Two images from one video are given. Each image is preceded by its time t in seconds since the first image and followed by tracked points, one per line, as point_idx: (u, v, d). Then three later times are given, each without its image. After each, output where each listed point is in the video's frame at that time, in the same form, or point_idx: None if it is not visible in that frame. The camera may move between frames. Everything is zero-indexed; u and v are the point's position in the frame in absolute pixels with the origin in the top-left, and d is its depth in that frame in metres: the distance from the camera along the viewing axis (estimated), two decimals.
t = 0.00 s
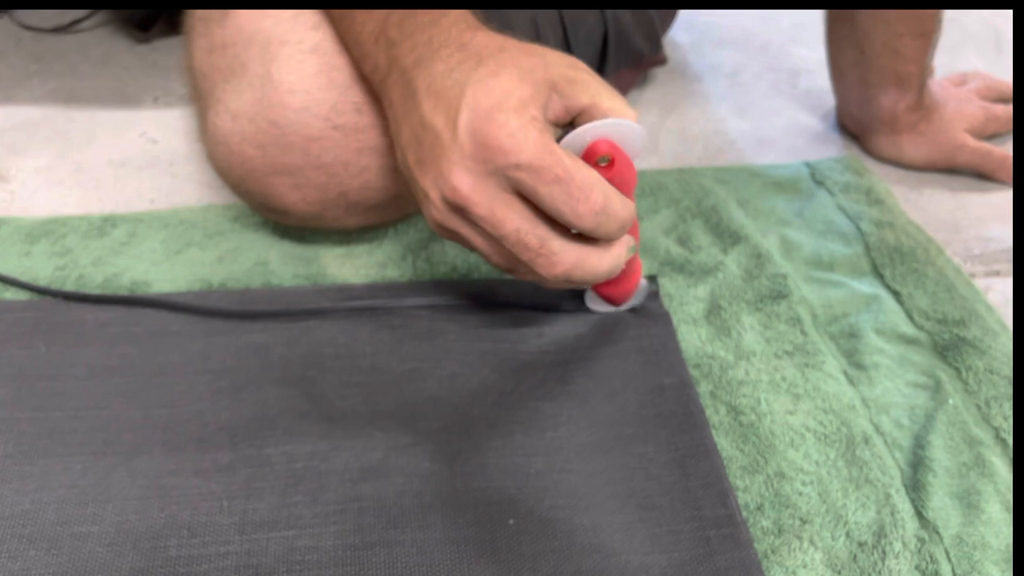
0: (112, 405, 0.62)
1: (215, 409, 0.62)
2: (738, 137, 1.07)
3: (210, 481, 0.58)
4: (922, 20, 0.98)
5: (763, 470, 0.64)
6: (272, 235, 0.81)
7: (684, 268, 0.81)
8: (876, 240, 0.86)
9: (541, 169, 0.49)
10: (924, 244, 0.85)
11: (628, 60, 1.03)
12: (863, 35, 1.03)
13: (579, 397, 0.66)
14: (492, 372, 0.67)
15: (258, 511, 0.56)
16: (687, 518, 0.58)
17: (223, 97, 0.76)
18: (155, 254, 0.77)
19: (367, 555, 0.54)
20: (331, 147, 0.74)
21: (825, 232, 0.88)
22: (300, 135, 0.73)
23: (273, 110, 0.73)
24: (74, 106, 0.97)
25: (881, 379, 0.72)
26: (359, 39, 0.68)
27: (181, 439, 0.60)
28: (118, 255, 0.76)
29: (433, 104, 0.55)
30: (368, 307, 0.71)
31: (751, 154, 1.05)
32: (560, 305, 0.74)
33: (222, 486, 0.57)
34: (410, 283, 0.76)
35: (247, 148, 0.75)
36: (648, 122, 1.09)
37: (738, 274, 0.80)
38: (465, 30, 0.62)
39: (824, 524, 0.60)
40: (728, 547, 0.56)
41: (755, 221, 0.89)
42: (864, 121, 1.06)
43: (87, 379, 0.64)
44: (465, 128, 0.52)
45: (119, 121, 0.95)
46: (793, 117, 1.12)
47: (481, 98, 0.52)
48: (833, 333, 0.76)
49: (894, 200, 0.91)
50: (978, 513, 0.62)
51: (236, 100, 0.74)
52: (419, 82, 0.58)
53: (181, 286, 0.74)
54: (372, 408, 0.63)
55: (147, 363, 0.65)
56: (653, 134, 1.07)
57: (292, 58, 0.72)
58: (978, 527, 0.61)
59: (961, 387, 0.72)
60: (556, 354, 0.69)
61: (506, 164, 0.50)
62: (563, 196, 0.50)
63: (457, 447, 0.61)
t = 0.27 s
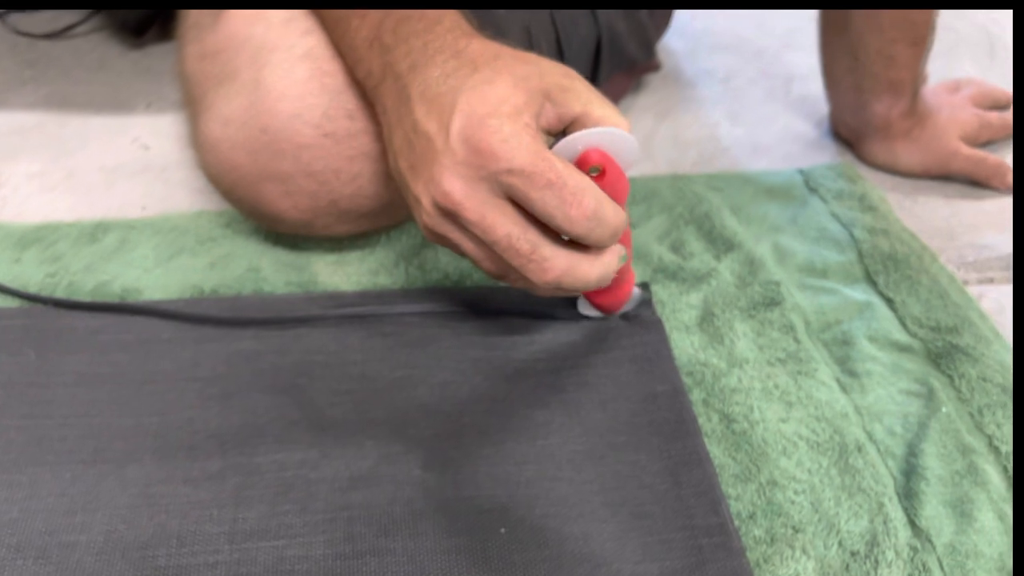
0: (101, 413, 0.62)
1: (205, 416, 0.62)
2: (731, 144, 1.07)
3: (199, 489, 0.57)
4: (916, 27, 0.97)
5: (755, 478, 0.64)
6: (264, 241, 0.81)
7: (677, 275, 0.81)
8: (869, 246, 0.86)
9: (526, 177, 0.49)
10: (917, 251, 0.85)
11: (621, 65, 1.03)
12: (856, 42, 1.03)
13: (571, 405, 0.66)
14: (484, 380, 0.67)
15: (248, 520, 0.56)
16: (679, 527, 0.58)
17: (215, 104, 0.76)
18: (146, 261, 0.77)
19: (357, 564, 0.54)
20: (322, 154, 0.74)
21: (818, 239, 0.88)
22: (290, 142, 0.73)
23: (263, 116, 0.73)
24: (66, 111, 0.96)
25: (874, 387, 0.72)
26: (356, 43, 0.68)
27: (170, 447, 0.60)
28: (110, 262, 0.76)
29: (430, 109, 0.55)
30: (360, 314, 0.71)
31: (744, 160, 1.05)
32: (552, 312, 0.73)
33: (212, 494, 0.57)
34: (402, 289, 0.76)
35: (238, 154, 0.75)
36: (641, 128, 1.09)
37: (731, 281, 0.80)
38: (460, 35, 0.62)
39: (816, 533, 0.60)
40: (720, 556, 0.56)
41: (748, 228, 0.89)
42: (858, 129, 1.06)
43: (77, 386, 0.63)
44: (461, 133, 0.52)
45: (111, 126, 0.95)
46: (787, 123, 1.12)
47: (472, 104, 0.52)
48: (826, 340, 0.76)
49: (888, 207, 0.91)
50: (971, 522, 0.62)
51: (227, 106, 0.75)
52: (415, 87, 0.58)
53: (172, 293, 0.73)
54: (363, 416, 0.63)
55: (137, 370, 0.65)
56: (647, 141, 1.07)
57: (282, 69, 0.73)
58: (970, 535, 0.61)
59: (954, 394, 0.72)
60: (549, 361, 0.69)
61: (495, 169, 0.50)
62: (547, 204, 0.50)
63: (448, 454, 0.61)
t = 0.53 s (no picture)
0: (93, 420, 0.61)
1: (197, 424, 0.61)
2: (727, 149, 1.07)
3: (191, 498, 0.57)
4: (912, 27, 0.98)
5: (751, 486, 0.63)
6: (257, 247, 0.80)
7: (672, 281, 0.81)
8: (865, 252, 0.86)
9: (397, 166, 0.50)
10: (913, 257, 0.85)
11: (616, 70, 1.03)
12: (852, 43, 1.02)
13: (566, 412, 0.65)
14: (478, 387, 0.67)
15: (240, 530, 0.55)
16: (675, 536, 0.57)
17: (206, 109, 0.76)
18: (139, 267, 0.76)
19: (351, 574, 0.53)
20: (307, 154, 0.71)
21: (814, 245, 0.88)
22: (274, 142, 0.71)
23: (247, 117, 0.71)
24: (59, 116, 0.96)
25: (870, 394, 0.72)
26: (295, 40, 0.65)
27: (162, 455, 0.59)
28: (102, 268, 0.76)
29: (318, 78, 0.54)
30: (354, 320, 0.71)
31: (740, 166, 1.05)
32: (547, 318, 0.73)
33: (204, 503, 0.57)
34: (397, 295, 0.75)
35: (228, 158, 0.74)
36: (637, 133, 1.09)
37: (727, 288, 0.80)
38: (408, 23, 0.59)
39: (812, 542, 0.60)
40: (716, 566, 0.56)
41: (744, 234, 0.89)
42: (854, 133, 1.05)
43: (68, 394, 0.63)
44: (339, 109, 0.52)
45: (104, 132, 0.95)
46: (782, 128, 1.12)
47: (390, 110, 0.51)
48: (822, 347, 0.76)
49: (884, 213, 0.91)
50: (968, 530, 0.62)
51: (217, 110, 0.74)
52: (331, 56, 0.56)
53: (165, 299, 0.73)
54: (357, 424, 0.63)
55: (129, 377, 0.64)
56: (642, 146, 1.07)
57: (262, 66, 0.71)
58: (967, 544, 0.61)
59: (951, 401, 0.72)
60: (544, 368, 0.69)
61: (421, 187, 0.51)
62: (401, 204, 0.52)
63: (442, 463, 0.61)
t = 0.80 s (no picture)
0: (83, 425, 0.61)
1: (188, 428, 0.61)
2: (722, 151, 1.07)
3: (181, 503, 0.56)
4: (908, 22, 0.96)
5: (745, 490, 0.63)
6: (250, 250, 0.80)
7: (667, 284, 0.81)
8: (860, 255, 0.86)
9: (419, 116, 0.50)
10: (908, 259, 0.84)
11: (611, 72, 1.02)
12: (847, 39, 0.99)
13: (560, 416, 0.65)
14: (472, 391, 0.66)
15: (231, 535, 0.55)
16: (669, 541, 0.57)
17: (196, 108, 0.74)
18: (131, 270, 0.76)
19: None
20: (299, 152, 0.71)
21: (809, 247, 0.88)
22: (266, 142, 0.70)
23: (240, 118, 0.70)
24: (52, 119, 0.96)
25: (865, 396, 0.71)
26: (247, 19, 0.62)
27: (152, 460, 0.59)
28: (93, 271, 0.75)
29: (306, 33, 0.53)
30: (347, 324, 0.70)
31: (735, 168, 1.05)
32: (542, 322, 0.73)
33: (194, 508, 0.56)
34: (391, 299, 0.75)
35: (220, 158, 0.73)
36: (634, 135, 1.09)
37: (722, 290, 0.80)
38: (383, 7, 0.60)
39: (807, 545, 0.60)
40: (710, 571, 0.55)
41: (738, 236, 0.89)
42: (850, 131, 1.05)
43: (58, 398, 0.63)
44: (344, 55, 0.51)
45: (97, 134, 0.94)
46: (778, 130, 1.12)
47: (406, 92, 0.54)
48: (817, 350, 0.76)
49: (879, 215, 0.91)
50: (962, 533, 0.62)
51: (209, 110, 0.72)
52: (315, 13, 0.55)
53: (157, 303, 0.73)
54: (350, 428, 0.62)
55: (120, 381, 0.64)
56: (637, 147, 1.07)
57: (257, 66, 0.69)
58: (962, 547, 0.61)
59: (946, 404, 0.72)
60: (538, 371, 0.68)
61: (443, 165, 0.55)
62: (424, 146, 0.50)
63: (435, 467, 0.60)
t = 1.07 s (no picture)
0: (86, 431, 0.62)
1: (191, 434, 0.62)
2: (716, 158, 1.09)
3: (184, 507, 0.57)
4: None
5: (740, 493, 0.64)
6: (252, 256, 0.81)
7: (663, 289, 0.82)
8: (853, 260, 0.87)
9: (472, 149, 0.54)
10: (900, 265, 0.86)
11: (607, 76, 1.04)
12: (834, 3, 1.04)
13: (558, 420, 0.66)
14: (471, 396, 0.67)
15: (233, 539, 0.56)
16: (665, 544, 0.58)
17: (201, 117, 0.73)
18: (133, 276, 0.77)
19: None
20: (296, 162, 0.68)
21: (803, 252, 0.89)
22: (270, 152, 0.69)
23: (245, 127, 0.69)
24: (54, 128, 0.96)
25: (858, 400, 0.72)
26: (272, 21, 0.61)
27: (155, 464, 0.60)
28: (96, 277, 0.76)
29: (359, 53, 0.55)
30: (347, 329, 0.71)
31: (729, 174, 1.06)
32: (540, 326, 0.73)
33: (196, 512, 0.57)
34: (390, 304, 0.76)
35: (225, 166, 0.72)
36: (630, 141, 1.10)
37: (717, 295, 0.81)
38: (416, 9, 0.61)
39: (800, 547, 0.60)
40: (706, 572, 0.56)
41: (733, 241, 0.90)
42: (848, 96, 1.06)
43: (62, 404, 0.63)
44: (401, 84, 0.53)
45: (100, 145, 0.95)
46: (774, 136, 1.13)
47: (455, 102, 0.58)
48: (811, 354, 0.77)
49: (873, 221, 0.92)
50: (953, 535, 0.63)
51: (213, 118, 0.72)
52: (361, 22, 0.56)
53: (159, 309, 0.73)
54: (350, 433, 0.63)
55: (123, 387, 0.65)
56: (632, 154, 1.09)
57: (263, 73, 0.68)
58: (953, 549, 0.62)
59: (938, 407, 0.73)
60: (535, 376, 0.69)
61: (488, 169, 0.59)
62: (475, 178, 0.54)
63: (434, 471, 0.61)
